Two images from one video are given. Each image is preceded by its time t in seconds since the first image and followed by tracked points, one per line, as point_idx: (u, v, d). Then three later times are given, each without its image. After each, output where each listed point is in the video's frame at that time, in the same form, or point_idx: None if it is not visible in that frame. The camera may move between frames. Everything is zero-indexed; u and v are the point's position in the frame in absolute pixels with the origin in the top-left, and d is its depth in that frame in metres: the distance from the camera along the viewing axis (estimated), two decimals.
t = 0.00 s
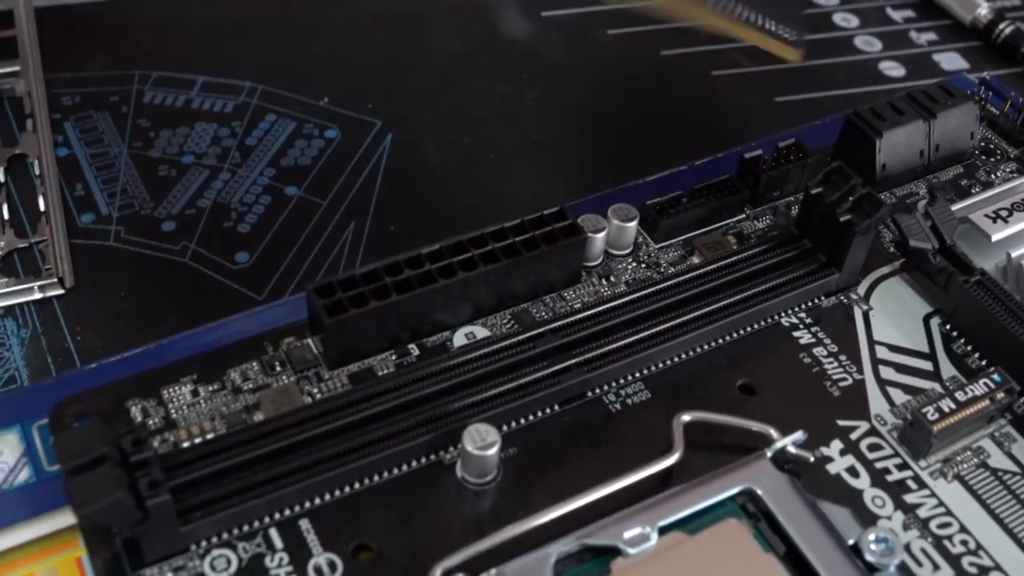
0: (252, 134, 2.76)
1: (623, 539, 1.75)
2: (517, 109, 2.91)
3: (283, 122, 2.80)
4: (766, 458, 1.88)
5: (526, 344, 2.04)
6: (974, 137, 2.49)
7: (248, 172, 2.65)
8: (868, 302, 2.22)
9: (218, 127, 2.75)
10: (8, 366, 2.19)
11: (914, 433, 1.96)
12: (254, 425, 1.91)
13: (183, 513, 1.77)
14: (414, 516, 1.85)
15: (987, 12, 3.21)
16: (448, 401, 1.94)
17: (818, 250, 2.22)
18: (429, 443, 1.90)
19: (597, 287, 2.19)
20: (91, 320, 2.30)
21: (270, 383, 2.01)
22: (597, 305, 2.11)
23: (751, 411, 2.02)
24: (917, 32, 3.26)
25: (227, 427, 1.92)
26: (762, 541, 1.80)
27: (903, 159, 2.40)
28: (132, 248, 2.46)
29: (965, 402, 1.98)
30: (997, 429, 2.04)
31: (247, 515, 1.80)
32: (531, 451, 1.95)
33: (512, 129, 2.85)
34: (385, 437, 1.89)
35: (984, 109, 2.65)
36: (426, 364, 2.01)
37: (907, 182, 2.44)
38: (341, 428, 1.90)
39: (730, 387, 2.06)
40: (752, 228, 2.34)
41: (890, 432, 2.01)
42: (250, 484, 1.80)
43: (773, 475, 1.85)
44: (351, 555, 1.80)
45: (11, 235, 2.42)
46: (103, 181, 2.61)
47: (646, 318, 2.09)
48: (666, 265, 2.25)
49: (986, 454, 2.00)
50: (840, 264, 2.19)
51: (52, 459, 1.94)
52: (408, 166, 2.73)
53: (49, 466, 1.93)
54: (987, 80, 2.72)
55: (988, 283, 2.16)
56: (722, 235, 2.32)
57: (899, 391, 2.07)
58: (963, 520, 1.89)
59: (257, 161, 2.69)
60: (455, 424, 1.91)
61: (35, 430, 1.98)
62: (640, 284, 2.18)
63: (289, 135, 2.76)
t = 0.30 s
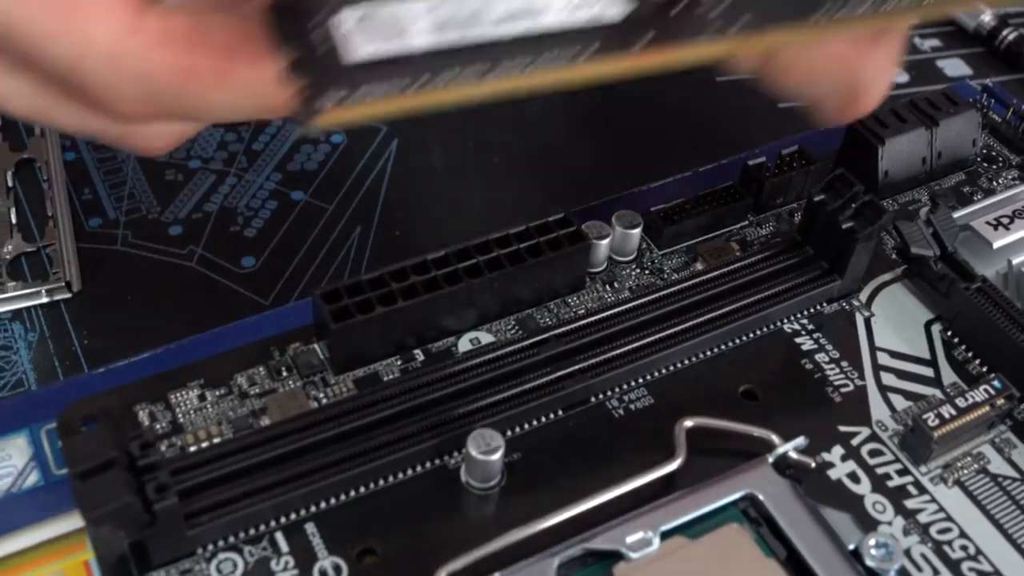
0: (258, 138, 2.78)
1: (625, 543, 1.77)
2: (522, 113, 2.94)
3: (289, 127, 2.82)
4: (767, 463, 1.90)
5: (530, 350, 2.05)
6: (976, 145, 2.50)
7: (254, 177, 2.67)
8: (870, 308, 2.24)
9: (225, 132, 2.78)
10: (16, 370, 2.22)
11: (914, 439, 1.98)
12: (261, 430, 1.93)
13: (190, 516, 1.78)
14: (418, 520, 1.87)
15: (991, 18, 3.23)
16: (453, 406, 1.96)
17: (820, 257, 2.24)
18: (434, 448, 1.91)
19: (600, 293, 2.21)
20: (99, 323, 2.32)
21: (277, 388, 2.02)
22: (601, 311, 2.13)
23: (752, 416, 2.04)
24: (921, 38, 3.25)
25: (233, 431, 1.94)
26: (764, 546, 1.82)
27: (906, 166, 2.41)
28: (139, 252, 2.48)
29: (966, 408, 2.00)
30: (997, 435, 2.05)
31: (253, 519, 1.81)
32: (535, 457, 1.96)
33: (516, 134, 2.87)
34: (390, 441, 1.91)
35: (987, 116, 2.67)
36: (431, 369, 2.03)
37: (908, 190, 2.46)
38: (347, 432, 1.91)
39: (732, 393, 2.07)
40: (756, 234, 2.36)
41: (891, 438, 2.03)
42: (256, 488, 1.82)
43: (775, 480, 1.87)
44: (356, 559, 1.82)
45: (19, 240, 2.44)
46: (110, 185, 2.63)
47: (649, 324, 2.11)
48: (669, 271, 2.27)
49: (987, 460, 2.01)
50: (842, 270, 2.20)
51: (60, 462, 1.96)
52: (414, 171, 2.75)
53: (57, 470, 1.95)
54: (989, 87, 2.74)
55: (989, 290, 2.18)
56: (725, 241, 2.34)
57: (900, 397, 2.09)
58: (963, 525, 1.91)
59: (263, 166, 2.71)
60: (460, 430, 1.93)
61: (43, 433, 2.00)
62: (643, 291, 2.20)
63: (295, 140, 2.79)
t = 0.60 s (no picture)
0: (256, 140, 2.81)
1: (618, 541, 1.78)
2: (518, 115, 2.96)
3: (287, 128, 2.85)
4: (759, 462, 1.91)
5: (524, 350, 2.06)
6: (970, 146, 2.52)
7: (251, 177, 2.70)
8: (863, 308, 2.25)
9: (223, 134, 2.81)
10: (14, 369, 2.19)
11: (906, 438, 1.99)
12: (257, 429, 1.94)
13: (185, 514, 1.79)
14: (412, 518, 1.88)
15: (987, 20, 3.24)
16: (447, 406, 1.97)
17: (814, 257, 2.25)
18: (428, 447, 1.92)
19: (595, 294, 2.22)
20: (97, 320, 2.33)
21: (272, 387, 2.04)
22: (595, 312, 2.14)
23: (746, 415, 2.05)
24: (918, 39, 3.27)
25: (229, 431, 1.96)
26: (756, 545, 1.83)
27: (900, 168, 2.42)
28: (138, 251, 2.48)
29: (958, 408, 2.01)
30: (990, 435, 2.06)
31: (248, 517, 1.82)
32: (529, 456, 1.97)
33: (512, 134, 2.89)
34: (384, 440, 1.92)
35: (981, 118, 2.68)
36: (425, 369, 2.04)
37: (903, 191, 2.47)
38: (342, 432, 1.92)
39: (726, 392, 2.08)
40: (750, 235, 2.37)
41: (883, 437, 2.04)
42: (251, 486, 1.83)
43: (767, 479, 1.88)
44: (351, 557, 1.83)
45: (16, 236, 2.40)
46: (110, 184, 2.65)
47: (644, 325, 2.12)
48: (664, 272, 2.28)
49: (979, 460, 2.02)
50: (835, 271, 2.21)
51: (56, 461, 1.98)
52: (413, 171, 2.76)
53: (53, 468, 1.97)
54: (985, 89, 2.74)
55: (982, 292, 2.19)
56: (719, 242, 2.35)
57: (892, 397, 2.10)
58: (955, 525, 1.92)
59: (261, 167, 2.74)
60: (454, 429, 1.93)
61: (40, 431, 2.01)
62: (638, 291, 2.21)
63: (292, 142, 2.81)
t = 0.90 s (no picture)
0: (258, 139, 2.83)
1: (620, 537, 1.79)
2: (521, 115, 2.98)
3: (288, 128, 2.88)
4: (762, 459, 1.91)
5: (527, 348, 2.07)
6: (972, 147, 2.53)
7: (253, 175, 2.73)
8: (865, 307, 2.26)
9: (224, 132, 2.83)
10: (17, 367, 2.22)
11: (908, 436, 2.00)
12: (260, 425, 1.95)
13: (189, 509, 1.80)
14: (415, 513, 1.89)
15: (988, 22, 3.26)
16: (450, 402, 1.97)
17: (815, 257, 2.27)
18: (431, 443, 1.93)
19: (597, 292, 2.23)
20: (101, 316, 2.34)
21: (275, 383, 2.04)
22: (598, 309, 2.14)
23: (748, 413, 2.05)
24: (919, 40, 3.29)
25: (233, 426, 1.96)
26: (758, 541, 1.83)
27: (900, 168, 2.44)
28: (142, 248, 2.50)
29: (959, 406, 2.02)
30: (991, 433, 2.07)
31: (251, 512, 1.83)
32: (532, 452, 1.98)
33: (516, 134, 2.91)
34: (388, 436, 1.92)
35: (981, 119, 2.69)
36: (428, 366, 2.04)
37: (904, 191, 2.46)
38: (345, 428, 1.93)
39: (727, 390, 2.09)
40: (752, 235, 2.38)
41: (884, 435, 2.04)
42: (255, 482, 1.84)
43: (769, 476, 1.89)
44: (354, 552, 1.83)
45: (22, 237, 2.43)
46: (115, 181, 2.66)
47: (646, 323, 2.13)
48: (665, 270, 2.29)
49: (980, 458, 2.03)
50: (837, 269, 2.22)
51: (61, 456, 1.98)
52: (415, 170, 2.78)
53: (57, 463, 1.97)
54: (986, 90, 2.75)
55: (983, 291, 2.21)
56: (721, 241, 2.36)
57: (893, 395, 2.10)
58: (956, 523, 1.92)
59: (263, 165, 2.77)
60: (457, 425, 1.94)
61: (43, 427, 2.02)
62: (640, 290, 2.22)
63: (294, 141, 2.84)
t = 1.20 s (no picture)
0: (257, 130, 2.82)
1: (617, 522, 1.77)
2: (521, 104, 2.97)
3: (287, 119, 2.86)
4: (760, 445, 1.90)
5: (525, 334, 2.06)
6: (973, 135, 2.51)
7: (251, 166, 2.72)
8: (865, 295, 2.24)
9: (223, 122, 2.83)
10: (14, 357, 2.20)
11: (908, 423, 1.98)
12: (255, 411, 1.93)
13: (183, 494, 1.79)
14: (410, 497, 1.87)
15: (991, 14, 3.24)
16: (447, 387, 1.96)
17: (816, 244, 2.25)
18: (428, 428, 1.91)
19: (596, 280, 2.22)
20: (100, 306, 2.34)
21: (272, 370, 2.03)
22: (596, 295, 2.13)
23: (747, 400, 2.04)
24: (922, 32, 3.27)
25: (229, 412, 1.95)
26: (756, 527, 1.82)
27: (902, 155, 2.42)
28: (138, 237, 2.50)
29: (959, 393, 2.00)
30: (992, 421, 2.05)
31: (245, 497, 1.82)
32: (528, 438, 1.96)
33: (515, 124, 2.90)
34: (383, 421, 1.91)
35: (984, 107, 2.67)
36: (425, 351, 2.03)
37: (906, 178, 2.46)
38: (341, 413, 1.92)
39: (726, 377, 2.07)
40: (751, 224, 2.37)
41: (884, 422, 2.03)
42: (250, 467, 1.83)
43: (767, 462, 1.87)
44: (349, 538, 1.82)
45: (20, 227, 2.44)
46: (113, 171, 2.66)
47: (644, 309, 2.11)
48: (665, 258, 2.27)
49: (980, 446, 2.01)
50: (837, 256, 2.21)
51: (55, 442, 1.97)
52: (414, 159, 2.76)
53: (51, 450, 1.95)
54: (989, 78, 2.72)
55: (984, 278, 2.19)
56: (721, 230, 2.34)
57: (894, 382, 2.09)
58: (956, 510, 1.91)
59: (261, 156, 2.76)
60: (454, 410, 1.93)
61: (38, 414, 2.01)
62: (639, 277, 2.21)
63: (293, 132, 2.82)
